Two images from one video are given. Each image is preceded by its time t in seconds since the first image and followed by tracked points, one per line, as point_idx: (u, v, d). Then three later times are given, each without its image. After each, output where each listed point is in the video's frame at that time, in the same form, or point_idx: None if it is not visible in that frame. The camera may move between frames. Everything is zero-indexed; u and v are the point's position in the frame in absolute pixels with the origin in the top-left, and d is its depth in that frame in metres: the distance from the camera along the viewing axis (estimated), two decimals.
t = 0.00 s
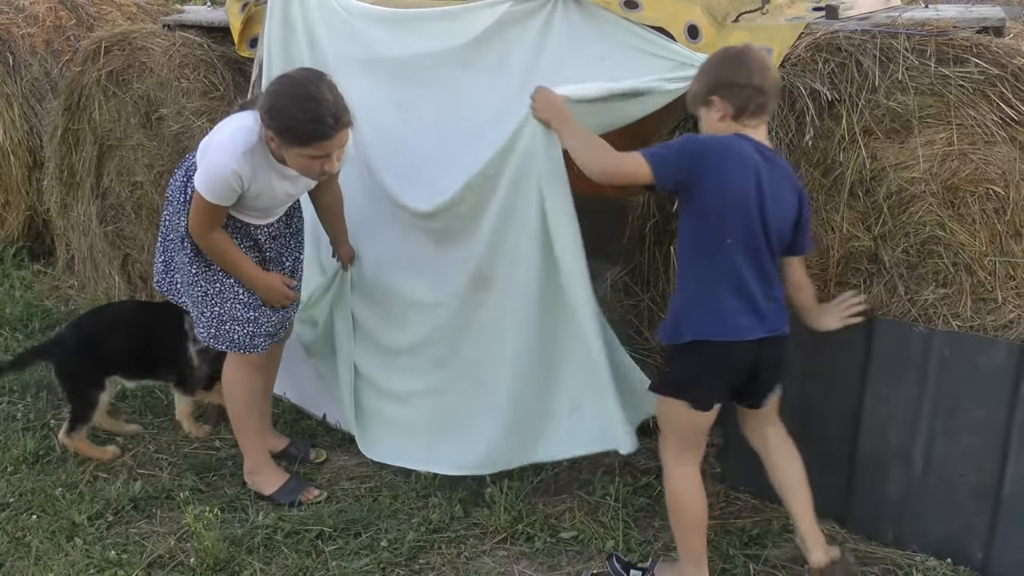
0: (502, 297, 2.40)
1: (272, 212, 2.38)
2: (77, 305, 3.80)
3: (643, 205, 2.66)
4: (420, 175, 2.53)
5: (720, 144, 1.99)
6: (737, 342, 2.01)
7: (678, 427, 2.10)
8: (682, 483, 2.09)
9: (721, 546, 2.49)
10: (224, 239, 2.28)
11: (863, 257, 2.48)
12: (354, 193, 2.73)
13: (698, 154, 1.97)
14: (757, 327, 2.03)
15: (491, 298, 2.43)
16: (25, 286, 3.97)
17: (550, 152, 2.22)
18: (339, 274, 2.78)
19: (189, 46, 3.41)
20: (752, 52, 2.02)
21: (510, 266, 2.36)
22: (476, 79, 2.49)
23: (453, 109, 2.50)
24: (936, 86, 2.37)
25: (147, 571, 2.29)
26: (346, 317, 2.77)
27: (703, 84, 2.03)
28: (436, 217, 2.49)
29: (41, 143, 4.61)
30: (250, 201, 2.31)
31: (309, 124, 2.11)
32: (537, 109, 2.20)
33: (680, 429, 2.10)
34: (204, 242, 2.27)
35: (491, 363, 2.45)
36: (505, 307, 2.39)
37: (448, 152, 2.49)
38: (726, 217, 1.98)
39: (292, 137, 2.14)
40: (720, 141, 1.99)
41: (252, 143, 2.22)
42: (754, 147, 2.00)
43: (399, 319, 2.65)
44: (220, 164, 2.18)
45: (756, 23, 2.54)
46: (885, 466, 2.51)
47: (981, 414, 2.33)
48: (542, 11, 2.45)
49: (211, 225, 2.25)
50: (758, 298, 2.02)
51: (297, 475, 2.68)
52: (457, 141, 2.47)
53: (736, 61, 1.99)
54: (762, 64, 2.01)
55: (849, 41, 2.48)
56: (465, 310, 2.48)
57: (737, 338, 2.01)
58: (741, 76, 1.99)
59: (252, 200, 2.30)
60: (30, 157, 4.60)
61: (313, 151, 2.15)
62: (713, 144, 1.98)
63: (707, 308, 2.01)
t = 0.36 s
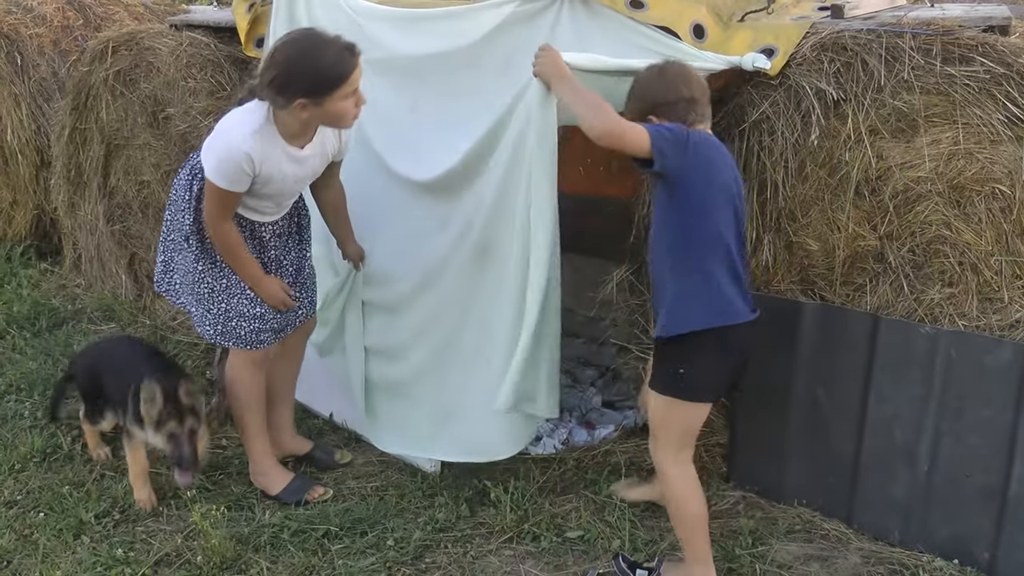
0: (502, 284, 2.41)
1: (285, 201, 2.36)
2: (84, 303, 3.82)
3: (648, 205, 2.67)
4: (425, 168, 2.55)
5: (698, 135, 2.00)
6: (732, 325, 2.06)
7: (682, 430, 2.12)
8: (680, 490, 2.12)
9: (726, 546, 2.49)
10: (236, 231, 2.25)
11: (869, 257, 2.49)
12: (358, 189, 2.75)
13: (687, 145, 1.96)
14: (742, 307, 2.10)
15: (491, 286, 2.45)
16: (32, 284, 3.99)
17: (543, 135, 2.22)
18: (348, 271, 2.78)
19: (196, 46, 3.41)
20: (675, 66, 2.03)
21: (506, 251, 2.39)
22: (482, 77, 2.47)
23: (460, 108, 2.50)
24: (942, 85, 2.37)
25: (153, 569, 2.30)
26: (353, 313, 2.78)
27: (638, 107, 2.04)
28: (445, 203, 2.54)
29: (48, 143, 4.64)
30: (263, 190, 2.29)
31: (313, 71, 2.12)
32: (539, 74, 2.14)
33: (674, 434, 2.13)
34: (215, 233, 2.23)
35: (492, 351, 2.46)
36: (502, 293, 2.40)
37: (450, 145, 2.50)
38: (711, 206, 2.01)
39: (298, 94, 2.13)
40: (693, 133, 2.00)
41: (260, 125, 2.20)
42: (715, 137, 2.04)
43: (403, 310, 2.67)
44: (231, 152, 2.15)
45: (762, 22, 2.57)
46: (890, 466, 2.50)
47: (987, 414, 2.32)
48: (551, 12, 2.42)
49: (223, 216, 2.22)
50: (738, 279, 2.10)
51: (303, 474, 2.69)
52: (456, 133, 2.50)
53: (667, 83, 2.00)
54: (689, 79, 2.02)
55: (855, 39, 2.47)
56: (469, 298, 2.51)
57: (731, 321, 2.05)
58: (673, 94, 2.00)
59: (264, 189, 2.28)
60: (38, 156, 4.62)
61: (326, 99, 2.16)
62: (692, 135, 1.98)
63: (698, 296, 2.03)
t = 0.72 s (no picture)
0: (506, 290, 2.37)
1: (305, 169, 2.33)
2: (94, 306, 3.83)
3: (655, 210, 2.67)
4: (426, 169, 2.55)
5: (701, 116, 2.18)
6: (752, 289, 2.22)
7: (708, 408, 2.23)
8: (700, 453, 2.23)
9: (734, 551, 2.49)
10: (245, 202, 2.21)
11: (876, 262, 2.50)
12: (363, 190, 2.78)
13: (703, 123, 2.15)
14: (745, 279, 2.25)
15: (496, 291, 2.41)
16: (42, 287, 4.01)
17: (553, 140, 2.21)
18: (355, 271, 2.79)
19: (206, 51, 3.42)
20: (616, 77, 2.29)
21: (513, 255, 2.35)
22: (486, 81, 2.47)
23: (462, 111, 2.50)
24: (950, 91, 2.36)
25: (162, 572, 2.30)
26: (362, 314, 2.80)
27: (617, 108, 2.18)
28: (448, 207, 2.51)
29: (58, 147, 4.66)
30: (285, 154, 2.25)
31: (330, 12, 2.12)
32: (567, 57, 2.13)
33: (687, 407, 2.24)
34: (225, 201, 2.19)
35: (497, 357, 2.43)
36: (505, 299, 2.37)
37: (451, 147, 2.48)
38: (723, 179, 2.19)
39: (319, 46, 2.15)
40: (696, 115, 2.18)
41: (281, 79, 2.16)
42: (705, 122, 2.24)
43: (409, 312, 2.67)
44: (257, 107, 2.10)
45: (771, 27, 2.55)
46: (897, 471, 2.50)
47: (996, 419, 2.32)
48: (558, 16, 2.42)
49: (232, 185, 2.17)
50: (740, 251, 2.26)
51: (311, 478, 2.69)
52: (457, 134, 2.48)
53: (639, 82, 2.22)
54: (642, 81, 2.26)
55: (863, 45, 2.47)
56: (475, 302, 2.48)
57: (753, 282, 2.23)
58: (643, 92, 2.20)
59: (287, 153, 2.25)
60: (48, 160, 4.65)
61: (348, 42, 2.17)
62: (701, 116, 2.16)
63: (730, 259, 2.18)
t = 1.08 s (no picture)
0: (513, 305, 2.38)
1: (311, 158, 2.37)
2: (97, 317, 3.83)
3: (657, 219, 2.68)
4: (428, 181, 2.57)
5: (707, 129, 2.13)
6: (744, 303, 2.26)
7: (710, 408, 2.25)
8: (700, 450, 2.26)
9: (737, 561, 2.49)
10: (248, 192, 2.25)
11: (878, 272, 2.50)
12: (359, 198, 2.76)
13: (706, 139, 2.10)
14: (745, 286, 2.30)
15: (501, 305, 2.41)
16: (45, 298, 4.02)
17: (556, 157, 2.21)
18: (355, 281, 2.79)
19: (210, 62, 3.42)
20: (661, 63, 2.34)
21: (518, 269, 2.35)
22: (490, 94, 2.48)
23: (467, 124, 2.52)
24: (949, 101, 2.38)
25: None
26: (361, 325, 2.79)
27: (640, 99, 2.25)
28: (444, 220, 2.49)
29: (62, 157, 4.67)
30: (291, 139, 2.30)
31: None
32: (549, 80, 2.17)
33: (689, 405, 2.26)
34: (228, 192, 2.23)
35: (505, 369, 2.44)
36: (513, 314, 2.38)
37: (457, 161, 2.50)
38: (722, 196, 2.16)
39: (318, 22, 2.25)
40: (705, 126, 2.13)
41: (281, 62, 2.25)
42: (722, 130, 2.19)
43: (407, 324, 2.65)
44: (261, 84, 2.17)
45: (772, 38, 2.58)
46: (899, 479, 2.50)
47: (998, 428, 2.33)
48: (563, 27, 2.45)
49: (235, 174, 2.21)
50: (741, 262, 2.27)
51: (313, 488, 2.69)
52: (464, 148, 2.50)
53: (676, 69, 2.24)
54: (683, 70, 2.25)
55: (864, 56, 2.49)
56: (478, 316, 2.47)
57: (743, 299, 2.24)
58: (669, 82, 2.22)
59: (292, 139, 2.30)
60: (52, 170, 4.66)
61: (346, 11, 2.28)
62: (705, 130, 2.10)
63: (714, 281, 2.19)
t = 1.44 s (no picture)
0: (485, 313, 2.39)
1: (283, 160, 2.37)
2: (66, 328, 3.80)
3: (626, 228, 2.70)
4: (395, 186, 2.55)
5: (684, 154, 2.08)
6: (699, 334, 2.22)
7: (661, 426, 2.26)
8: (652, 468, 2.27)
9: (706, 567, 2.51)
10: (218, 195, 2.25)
11: (844, 281, 2.53)
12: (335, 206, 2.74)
13: (673, 165, 2.05)
14: (708, 316, 2.26)
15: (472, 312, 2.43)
16: (14, 309, 3.98)
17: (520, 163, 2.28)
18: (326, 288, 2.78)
19: (181, 71, 3.41)
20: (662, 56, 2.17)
21: (485, 279, 2.37)
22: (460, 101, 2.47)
23: (434, 132, 2.51)
24: (913, 113, 2.42)
25: None
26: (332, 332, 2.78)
27: (640, 104, 2.11)
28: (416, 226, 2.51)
29: (32, 166, 4.64)
30: (262, 139, 2.30)
31: None
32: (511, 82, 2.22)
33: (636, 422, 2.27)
34: (197, 195, 2.22)
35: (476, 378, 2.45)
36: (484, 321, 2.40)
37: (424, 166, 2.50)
38: (688, 224, 2.12)
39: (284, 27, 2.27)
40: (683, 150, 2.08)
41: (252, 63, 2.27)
42: (711, 158, 2.13)
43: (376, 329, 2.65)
44: (229, 84, 2.18)
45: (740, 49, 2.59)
46: (866, 484, 2.53)
47: (962, 433, 2.37)
48: (532, 37, 2.46)
49: (206, 176, 2.21)
50: (705, 293, 2.24)
51: (283, 499, 2.68)
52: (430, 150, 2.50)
53: (682, 77, 2.10)
54: (687, 76, 2.11)
55: (830, 67, 2.50)
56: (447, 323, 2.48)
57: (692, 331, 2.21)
58: (673, 94, 2.08)
59: (263, 140, 2.30)
60: (21, 179, 4.62)
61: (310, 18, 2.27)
62: (676, 155, 2.06)
63: (662, 309, 2.18)
